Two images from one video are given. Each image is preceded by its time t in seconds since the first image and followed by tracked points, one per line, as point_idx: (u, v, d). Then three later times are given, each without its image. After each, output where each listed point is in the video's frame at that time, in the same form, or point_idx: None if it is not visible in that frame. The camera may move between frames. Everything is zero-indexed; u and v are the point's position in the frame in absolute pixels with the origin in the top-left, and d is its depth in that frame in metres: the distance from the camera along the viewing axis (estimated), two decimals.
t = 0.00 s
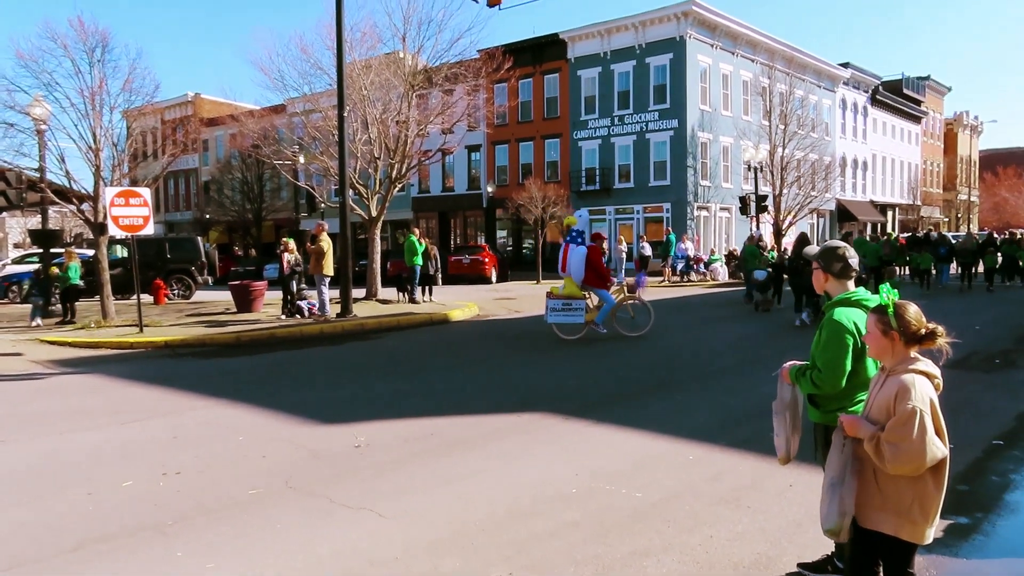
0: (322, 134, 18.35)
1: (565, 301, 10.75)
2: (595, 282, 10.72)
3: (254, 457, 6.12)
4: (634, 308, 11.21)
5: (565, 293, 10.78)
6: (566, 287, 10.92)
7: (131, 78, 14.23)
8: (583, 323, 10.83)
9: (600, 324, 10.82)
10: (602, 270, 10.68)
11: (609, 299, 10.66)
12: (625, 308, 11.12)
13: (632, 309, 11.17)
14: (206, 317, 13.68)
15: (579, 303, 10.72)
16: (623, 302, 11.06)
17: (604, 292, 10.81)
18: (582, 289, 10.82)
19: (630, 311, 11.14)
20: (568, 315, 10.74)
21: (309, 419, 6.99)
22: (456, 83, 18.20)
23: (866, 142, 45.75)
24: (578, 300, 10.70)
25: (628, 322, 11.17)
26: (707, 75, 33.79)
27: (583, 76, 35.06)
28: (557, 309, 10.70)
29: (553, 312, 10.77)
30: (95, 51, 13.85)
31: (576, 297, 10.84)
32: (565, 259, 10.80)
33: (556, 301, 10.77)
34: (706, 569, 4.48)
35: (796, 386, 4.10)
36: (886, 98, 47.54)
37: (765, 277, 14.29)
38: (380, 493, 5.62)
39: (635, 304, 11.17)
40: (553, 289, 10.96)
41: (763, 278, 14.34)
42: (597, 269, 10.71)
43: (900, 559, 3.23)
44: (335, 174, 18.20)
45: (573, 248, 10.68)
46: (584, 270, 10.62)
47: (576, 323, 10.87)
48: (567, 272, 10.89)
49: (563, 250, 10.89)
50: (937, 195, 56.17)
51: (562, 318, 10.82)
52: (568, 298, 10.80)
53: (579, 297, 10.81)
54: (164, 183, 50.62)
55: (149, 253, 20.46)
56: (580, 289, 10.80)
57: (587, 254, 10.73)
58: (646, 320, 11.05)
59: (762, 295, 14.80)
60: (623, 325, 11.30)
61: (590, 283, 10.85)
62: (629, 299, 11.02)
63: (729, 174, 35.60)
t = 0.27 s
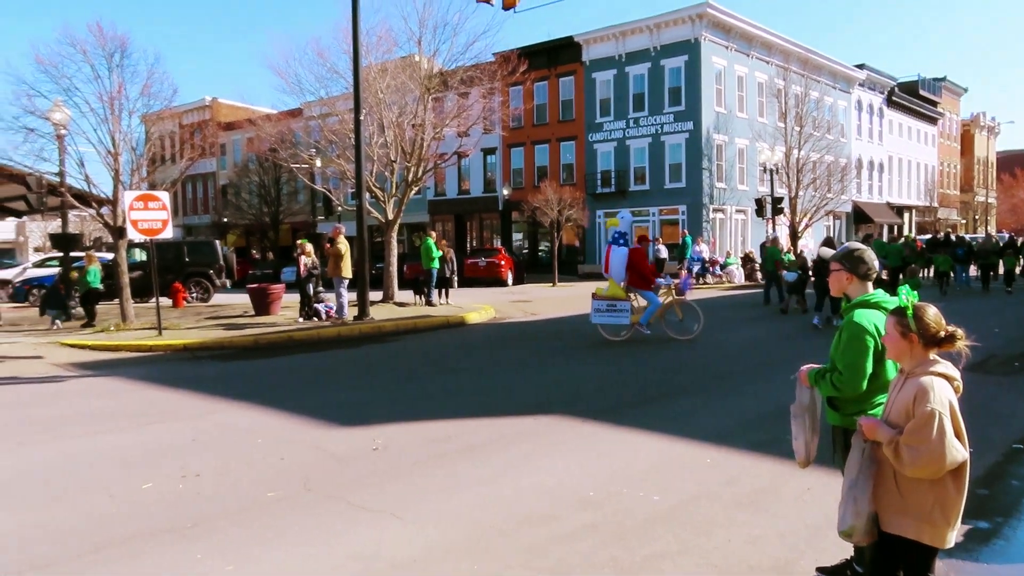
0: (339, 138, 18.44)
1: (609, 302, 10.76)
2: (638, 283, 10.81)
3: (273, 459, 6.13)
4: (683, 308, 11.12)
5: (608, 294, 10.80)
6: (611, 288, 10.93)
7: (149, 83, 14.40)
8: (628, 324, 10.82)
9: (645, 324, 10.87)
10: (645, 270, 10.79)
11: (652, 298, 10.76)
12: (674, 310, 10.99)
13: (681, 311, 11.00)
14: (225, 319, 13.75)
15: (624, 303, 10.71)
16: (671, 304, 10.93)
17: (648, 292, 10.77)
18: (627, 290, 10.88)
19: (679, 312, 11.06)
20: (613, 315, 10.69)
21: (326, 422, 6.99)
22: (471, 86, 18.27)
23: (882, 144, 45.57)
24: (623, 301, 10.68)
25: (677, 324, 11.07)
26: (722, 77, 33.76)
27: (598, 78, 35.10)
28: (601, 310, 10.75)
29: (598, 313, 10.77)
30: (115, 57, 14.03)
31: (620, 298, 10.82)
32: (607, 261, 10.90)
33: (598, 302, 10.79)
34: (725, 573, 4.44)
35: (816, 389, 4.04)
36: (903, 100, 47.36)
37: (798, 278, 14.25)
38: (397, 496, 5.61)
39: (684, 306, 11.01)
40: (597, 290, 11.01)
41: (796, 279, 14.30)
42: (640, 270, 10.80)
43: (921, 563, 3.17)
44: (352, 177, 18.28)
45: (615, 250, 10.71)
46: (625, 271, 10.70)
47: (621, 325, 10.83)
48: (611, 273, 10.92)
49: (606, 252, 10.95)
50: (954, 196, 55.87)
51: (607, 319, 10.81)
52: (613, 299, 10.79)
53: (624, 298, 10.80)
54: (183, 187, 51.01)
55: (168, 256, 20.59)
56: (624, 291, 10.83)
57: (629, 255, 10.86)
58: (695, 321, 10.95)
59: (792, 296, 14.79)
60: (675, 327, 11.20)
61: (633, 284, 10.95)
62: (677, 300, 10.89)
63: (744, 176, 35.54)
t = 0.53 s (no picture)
0: (390, 140, 18.67)
1: (691, 303, 10.68)
2: (719, 283, 10.69)
3: (329, 457, 6.21)
4: (769, 309, 10.93)
5: (690, 295, 10.71)
6: (691, 288, 10.83)
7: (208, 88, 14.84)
8: (710, 325, 10.76)
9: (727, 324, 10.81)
10: (727, 271, 10.64)
11: (735, 299, 10.65)
12: (759, 311, 10.82)
13: (767, 313, 10.83)
14: (282, 319, 14.02)
15: (706, 304, 10.64)
16: (757, 305, 10.75)
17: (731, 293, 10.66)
18: (708, 291, 10.76)
19: (763, 313, 10.87)
20: (695, 316, 10.65)
21: (380, 421, 7.06)
22: (522, 87, 18.40)
23: (942, 141, 44.31)
24: (704, 302, 10.61)
25: (761, 325, 10.91)
26: (775, 76, 33.26)
27: (647, 78, 34.92)
28: (682, 311, 10.71)
29: (679, 313, 10.79)
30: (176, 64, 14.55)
31: (701, 298, 10.74)
32: (686, 261, 10.77)
33: (681, 303, 10.73)
34: None
35: (875, 393, 3.85)
36: (964, 96, 45.97)
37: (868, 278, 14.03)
38: (451, 495, 5.63)
39: (769, 307, 10.84)
40: (678, 290, 10.91)
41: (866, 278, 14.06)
42: (721, 270, 10.65)
43: None
44: (403, 178, 18.49)
45: (694, 250, 10.51)
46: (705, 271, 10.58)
47: (703, 325, 10.77)
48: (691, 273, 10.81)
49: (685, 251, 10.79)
50: (1020, 195, 53.98)
51: (688, 320, 10.77)
52: (694, 300, 10.71)
53: (705, 298, 10.72)
54: (240, 190, 52.20)
55: (227, 257, 21.08)
56: (706, 291, 10.74)
57: (710, 255, 10.71)
58: (779, 324, 10.79)
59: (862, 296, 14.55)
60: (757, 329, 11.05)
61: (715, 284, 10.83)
62: (762, 302, 10.73)
63: (798, 176, 34.93)
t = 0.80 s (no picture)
0: (470, 141, 18.88)
1: (806, 304, 10.50)
2: (836, 282, 10.41)
3: (412, 452, 6.32)
4: (893, 312, 10.48)
5: (805, 296, 10.53)
6: (806, 289, 10.65)
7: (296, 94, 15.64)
8: (827, 327, 10.50)
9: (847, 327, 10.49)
10: (844, 269, 10.39)
11: (856, 295, 10.33)
12: (882, 314, 10.40)
13: (890, 315, 10.39)
14: (365, 317, 14.38)
15: (823, 305, 10.40)
16: (880, 306, 10.34)
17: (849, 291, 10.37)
18: (824, 291, 10.53)
19: (886, 316, 10.44)
20: (810, 317, 10.46)
21: (461, 418, 7.15)
22: (600, 86, 18.41)
23: None
24: (820, 302, 10.40)
25: (884, 329, 10.46)
26: (862, 69, 32.16)
27: (728, 74, 34.34)
28: (796, 312, 10.56)
29: (794, 314, 10.64)
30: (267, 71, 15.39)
31: (817, 299, 10.53)
32: (800, 260, 10.66)
33: (796, 303, 10.58)
34: None
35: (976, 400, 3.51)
36: None
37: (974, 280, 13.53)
38: (531, 493, 5.63)
39: (893, 309, 10.38)
40: (793, 291, 10.76)
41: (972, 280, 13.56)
42: (838, 269, 10.41)
43: None
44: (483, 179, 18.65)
45: (808, 248, 10.44)
46: (819, 269, 10.41)
47: (820, 328, 10.52)
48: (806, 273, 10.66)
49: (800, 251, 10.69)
50: None
51: (803, 321, 10.59)
52: (810, 301, 10.52)
53: (822, 299, 10.49)
54: (325, 192, 53.79)
55: (313, 257, 21.82)
56: (823, 291, 10.51)
57: (826, 253, 10.55)
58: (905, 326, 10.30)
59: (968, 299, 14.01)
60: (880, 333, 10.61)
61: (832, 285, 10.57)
62: (885, 303, 10.30)
63: (887, 172, 33.65)
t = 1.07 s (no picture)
0: (547, 137, 19.03)
1: (931, 303, 10.21)
2: (964, 279, 10.06)
3: (490, 447, 6.40)
4: None
5: (929, 294, 10.27)
6: (932, 287, 10.36)
7: (378, 93, 16.60)
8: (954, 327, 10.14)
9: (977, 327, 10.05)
10: (973, 264, 10.04)
11: (987, 289, 9.87)
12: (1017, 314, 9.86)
13: None
14: (444, 313, 14.62)
15: (949, 304, 10.09)
16: (1013, 306, 9.82)
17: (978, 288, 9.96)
18: (950, 289, 10.22)
19: None
20: (933, 317, 10.17)
21: (539, 414, 7.19)
22: (679, 80, 18.25)
23: None
24: (945, 301, 10.10)
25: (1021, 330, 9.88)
26: (955, 56, 30.74)
27: (811, 65, 33.44)
28: (918, 311, 10.30)
29: (916, 313, 10.37)
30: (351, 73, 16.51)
31: (943, 297, 10.23)
32: (925, 256, 10.48)
33: (919, 302, 10.33)
34: None
35: None
36: None
37: None
38: (609, 490, 5.59)
39: None
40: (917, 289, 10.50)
41: None
42: (966, 264, 10.09)
43: None
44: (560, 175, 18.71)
45: (934, 242, 10.25)
46: (945, 264, 10.18)
47: (946, 328, 10.19)
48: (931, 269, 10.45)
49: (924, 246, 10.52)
50: None
51: (927, 320, 10.30)
52: (934, 299, 10.24)
53: (948, 298, 10.19)
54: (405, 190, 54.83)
55: (394, 253, 22.30)
56: (949, 289, 10.21)
57: (954, 249, 10.28)
58: None
59: None
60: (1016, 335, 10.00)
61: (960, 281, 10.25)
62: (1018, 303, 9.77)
63: (982, 164, 32.10)
